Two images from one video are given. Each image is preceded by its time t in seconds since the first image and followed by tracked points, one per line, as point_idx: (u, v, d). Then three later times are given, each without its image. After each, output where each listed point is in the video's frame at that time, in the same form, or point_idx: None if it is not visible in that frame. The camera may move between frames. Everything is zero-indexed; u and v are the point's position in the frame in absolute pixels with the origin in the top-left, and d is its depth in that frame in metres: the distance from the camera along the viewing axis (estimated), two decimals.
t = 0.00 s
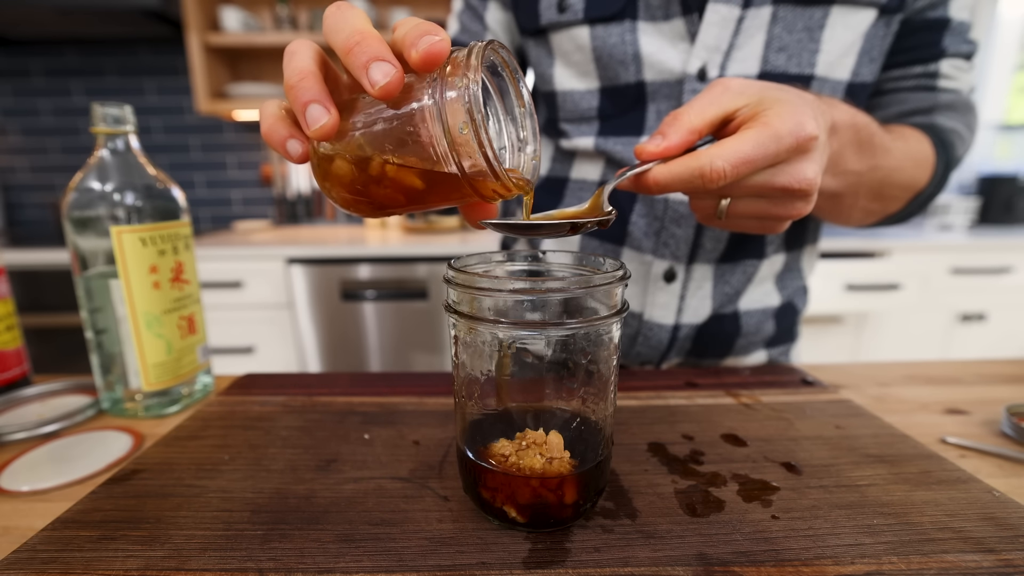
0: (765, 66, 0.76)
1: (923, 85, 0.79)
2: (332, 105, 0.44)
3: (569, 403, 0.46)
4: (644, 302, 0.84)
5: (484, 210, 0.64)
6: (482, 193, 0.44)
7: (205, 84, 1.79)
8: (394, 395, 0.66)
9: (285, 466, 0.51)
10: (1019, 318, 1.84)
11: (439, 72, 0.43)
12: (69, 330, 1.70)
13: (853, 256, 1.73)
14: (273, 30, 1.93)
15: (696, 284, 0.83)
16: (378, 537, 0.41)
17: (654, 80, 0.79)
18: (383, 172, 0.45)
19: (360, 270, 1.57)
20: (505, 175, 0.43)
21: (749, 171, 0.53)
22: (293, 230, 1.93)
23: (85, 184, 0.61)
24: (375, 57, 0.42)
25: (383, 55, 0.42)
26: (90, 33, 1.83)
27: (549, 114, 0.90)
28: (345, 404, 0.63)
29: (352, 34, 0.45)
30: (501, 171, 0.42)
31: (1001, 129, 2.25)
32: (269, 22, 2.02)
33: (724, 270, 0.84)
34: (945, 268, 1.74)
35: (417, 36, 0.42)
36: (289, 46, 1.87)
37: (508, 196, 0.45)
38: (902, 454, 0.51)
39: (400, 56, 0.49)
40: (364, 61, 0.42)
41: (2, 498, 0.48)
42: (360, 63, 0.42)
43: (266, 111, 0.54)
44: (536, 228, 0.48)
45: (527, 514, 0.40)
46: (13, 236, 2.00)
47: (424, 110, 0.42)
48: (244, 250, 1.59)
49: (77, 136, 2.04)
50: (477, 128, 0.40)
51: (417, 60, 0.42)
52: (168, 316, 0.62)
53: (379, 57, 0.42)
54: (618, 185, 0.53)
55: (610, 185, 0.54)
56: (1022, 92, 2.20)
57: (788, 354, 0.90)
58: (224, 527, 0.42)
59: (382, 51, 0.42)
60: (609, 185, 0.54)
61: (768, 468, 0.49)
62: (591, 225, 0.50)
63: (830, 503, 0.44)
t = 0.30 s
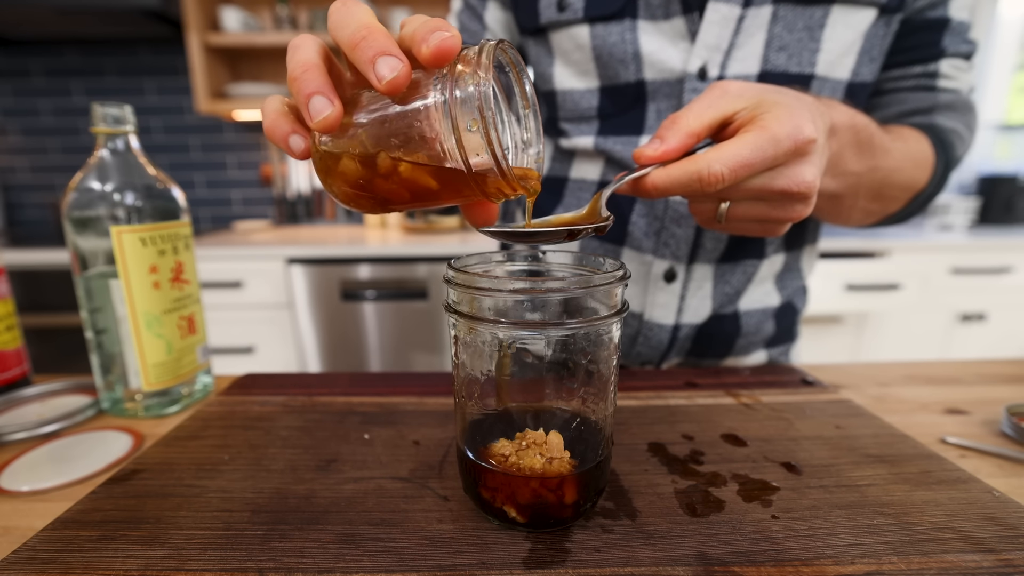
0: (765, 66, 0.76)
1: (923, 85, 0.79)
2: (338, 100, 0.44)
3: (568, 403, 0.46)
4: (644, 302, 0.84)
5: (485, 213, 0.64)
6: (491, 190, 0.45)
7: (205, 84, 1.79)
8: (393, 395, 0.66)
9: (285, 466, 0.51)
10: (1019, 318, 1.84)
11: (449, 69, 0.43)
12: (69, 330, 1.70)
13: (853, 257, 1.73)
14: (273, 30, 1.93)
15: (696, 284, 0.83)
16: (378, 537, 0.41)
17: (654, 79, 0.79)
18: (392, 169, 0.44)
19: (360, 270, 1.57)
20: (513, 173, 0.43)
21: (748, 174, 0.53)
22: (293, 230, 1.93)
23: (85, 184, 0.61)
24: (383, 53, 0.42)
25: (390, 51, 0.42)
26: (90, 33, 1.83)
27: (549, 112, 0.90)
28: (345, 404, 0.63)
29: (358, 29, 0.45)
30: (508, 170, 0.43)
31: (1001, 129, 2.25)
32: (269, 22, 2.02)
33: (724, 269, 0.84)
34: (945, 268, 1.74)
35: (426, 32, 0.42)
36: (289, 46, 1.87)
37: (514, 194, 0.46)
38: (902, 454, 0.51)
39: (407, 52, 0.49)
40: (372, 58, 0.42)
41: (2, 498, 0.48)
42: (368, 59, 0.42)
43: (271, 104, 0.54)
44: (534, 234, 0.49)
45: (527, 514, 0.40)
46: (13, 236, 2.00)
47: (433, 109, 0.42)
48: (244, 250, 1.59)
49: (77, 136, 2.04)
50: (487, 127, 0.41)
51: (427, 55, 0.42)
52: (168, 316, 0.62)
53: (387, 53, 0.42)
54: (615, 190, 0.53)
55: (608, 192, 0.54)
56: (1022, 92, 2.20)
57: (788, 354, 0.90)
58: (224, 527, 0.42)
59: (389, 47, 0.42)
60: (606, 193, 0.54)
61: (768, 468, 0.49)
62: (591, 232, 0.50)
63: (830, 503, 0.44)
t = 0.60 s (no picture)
0: (765, 65, 0.76)
1: (923, 85, 0.79)
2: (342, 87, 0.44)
3: (568, 403, 0.46)
4: (645, 302, 0.84)
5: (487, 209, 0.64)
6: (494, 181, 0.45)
7: (205, 84, 1.79)
8: (393, 395, 0.66)
9: (285, 466, 0.51)
10: (1019, 318, 1.84)
11: (459, 56, 0.44)
12: (69, 330, 1.70)
13: (853, 257, 1.73)
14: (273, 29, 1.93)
15: (696, 284, 0.83)
16: (378, 537, 0.41)
17: (654, 79, 0.79)
18: (406, 159, 0.45)
19: (360, 270, 1.57)
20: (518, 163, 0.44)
21: (748, 176, 0.53)
22: (293, 230, 1.93)
23: (85, 184, 0.61)
24: (391, 39, 0.42)
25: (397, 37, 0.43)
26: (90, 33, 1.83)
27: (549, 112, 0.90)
28: (345, 404, 0.63)
29: (365, 16, 0.45)
30: (513, 160, 0.43)
31: (1001, 129, 2.25)
32: (269, 22, 2.02)
33: (724, 270, 0.83)
34: (945, 268, 1.74)
35: (434, 22, 0.43)
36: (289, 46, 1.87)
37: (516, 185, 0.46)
38: (902, 454, 0.51)
39: (413, 41, 0.49)
40: (380, 44, 0.42)
41: (1, 498, 0.48)
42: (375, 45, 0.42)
43: (273, 94, 0.55)
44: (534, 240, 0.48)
45: (527, 514, 0.40)
46: (13, 236, 2.00)
47: (439, 96, 0.43)
48: (244, 250, 1.59)
49: (77, 136, 2.04)
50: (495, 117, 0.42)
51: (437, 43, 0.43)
52: (168, 316, 0.62)
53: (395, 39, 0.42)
54: (615, 193, 0.53)
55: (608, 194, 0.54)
56: (1021, 92, 2.20)
57: (788, 354, 0.90)
58: (224, 527, 0.42)
59: (397, 33, 0.42)
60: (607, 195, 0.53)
61: (768, 468, 0.49)
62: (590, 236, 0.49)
63: (830, 503, 0.44)
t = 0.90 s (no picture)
0: (766, 66, 0.76)
1: (922, 86, 0.79)
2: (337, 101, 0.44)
3: (568, 403, 0.46)
4: (645, 302, 0.84)
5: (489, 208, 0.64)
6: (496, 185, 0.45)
7: (205, 84, 1.79)
8: (393, 395, 0.66)
9: (285, 466, 0.51)
10: (1019, 318, 1.84)
11: (450, 62, 0.43)
12: (69, 330, 1.70)
13: (853, 256, 1.73)
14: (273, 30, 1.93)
15: (696, 284, 0.83)
16: (378, 538, 0.41)
17: (654, 80, 0.79)
18: (416, 172, 0.45)
19: (360, 270, 1.57)
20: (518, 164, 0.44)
21: (748, 175, 0.53)
22: (293, 230, 1.93)
23: (85, 185, 0.61)
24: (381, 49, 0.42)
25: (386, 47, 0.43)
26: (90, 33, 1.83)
27: (549, 113, 0.90)
28: (345, 404, 0.63)
29: (355, 26, 0.45)
30: (512, 163, 0.43)
31: (1001, 129, 2.25)
32: (269, 22, 2.02)
33: (724, 270, 0.83)
34: (945, 268, 1.74)
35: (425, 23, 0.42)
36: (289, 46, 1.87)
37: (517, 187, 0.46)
38: (902, 454, 0.51)
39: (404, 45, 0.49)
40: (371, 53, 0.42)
41: (2, 498, 0.48)
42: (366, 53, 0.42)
43: (266, 107, 0.55)
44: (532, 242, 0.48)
45: (527, 514, 0.40)
46: (13, 236, 2.00)
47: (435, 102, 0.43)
48: (244, 250, 1.59)
49: (77, 136, 2.04)
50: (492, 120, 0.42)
51: (424, 48, 0.42)
52: (168, 316, 0.62)
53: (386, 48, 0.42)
54: (615, 193, 0.53)
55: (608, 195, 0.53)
56: (1021, 92, 2.20)
57: (788, 354, 0.90)
58: (224, 527, 0.42)
59: (386, 42, 0.42)
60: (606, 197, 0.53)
61: (768, 468, 0.49)
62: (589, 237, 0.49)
63: (830, 503, 0.44)
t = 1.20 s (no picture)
0: (765, 66, 0.76)
1: (922, 85, 0.79)
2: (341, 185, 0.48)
3: (568, 403, 0.46)
4: (645, 302, 0.84)
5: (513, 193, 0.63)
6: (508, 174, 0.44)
7: (205, 84, 1.79)
8: (393, 395, 0.66)
9: (285, 466, 0.51)
10: (1019, 318, 1.84)
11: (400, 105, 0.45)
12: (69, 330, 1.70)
13: (853, 257, 1.73)
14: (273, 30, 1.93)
15: (696, 285, 0.83)
16: (378, 538, 0.41)
17: (654, 81, 0.79)
18: (440, 215, 0.43)
19: (360, 270, 1.57)
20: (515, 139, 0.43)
21: (748, 182, 0.53)
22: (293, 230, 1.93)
23: (85, 185, 0.61)
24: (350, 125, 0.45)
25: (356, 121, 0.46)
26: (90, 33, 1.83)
27: (550, 115, 0.90)
28: (345, 405, 0.63)
29: (325, 108, 0.47)
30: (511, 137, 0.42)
31: (1001, 129, 2.25)
32: (269, 22, 2.02)
33: (724, 270, 0.83)
34: (945, 268, 1.74)
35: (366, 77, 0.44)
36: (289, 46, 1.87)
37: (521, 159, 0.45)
38: (902, 454, 0.51)
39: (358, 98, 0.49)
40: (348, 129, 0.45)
41: (1, 498, 0.48)
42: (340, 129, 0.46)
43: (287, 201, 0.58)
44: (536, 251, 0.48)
45: (527, 514, 0.40)
46: (13, 236, 2.00)
47: (413, 133, 0.42)
48: (244, 250, 1.59)
49: (77, 136, 2.04)
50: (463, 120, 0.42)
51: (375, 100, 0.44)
52: (168, 316, 0.62)
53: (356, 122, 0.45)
54: (615, 202, 0.53)
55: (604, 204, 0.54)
56: (1021, 92, 2.20)
57: (788, 354, 0.90)
58: (224, 527, 0.42)
59: (346, 118, 0.45)
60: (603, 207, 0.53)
61: (768, 468, 0.49)
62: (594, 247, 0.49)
63: (830, 503, 0.44)
